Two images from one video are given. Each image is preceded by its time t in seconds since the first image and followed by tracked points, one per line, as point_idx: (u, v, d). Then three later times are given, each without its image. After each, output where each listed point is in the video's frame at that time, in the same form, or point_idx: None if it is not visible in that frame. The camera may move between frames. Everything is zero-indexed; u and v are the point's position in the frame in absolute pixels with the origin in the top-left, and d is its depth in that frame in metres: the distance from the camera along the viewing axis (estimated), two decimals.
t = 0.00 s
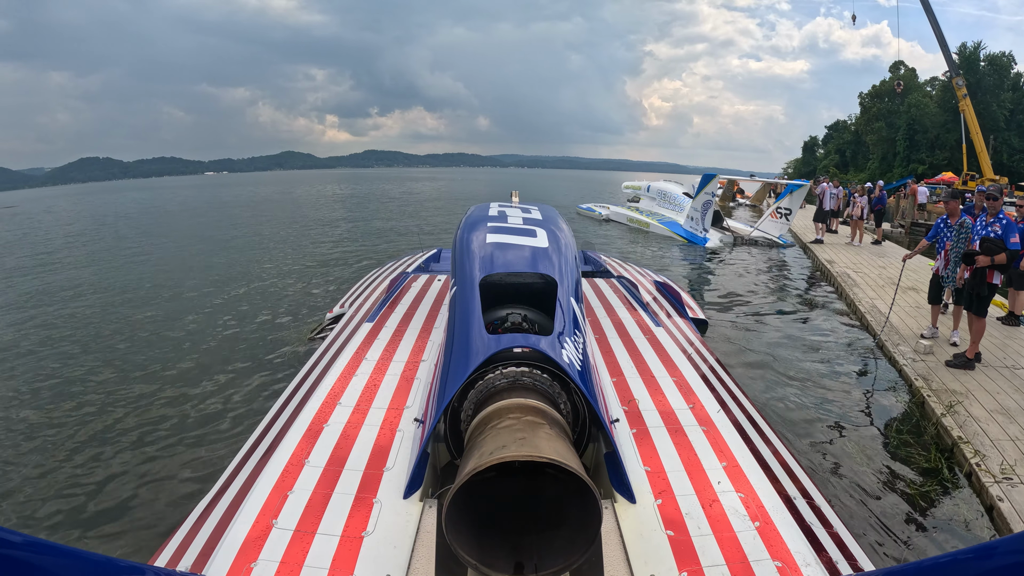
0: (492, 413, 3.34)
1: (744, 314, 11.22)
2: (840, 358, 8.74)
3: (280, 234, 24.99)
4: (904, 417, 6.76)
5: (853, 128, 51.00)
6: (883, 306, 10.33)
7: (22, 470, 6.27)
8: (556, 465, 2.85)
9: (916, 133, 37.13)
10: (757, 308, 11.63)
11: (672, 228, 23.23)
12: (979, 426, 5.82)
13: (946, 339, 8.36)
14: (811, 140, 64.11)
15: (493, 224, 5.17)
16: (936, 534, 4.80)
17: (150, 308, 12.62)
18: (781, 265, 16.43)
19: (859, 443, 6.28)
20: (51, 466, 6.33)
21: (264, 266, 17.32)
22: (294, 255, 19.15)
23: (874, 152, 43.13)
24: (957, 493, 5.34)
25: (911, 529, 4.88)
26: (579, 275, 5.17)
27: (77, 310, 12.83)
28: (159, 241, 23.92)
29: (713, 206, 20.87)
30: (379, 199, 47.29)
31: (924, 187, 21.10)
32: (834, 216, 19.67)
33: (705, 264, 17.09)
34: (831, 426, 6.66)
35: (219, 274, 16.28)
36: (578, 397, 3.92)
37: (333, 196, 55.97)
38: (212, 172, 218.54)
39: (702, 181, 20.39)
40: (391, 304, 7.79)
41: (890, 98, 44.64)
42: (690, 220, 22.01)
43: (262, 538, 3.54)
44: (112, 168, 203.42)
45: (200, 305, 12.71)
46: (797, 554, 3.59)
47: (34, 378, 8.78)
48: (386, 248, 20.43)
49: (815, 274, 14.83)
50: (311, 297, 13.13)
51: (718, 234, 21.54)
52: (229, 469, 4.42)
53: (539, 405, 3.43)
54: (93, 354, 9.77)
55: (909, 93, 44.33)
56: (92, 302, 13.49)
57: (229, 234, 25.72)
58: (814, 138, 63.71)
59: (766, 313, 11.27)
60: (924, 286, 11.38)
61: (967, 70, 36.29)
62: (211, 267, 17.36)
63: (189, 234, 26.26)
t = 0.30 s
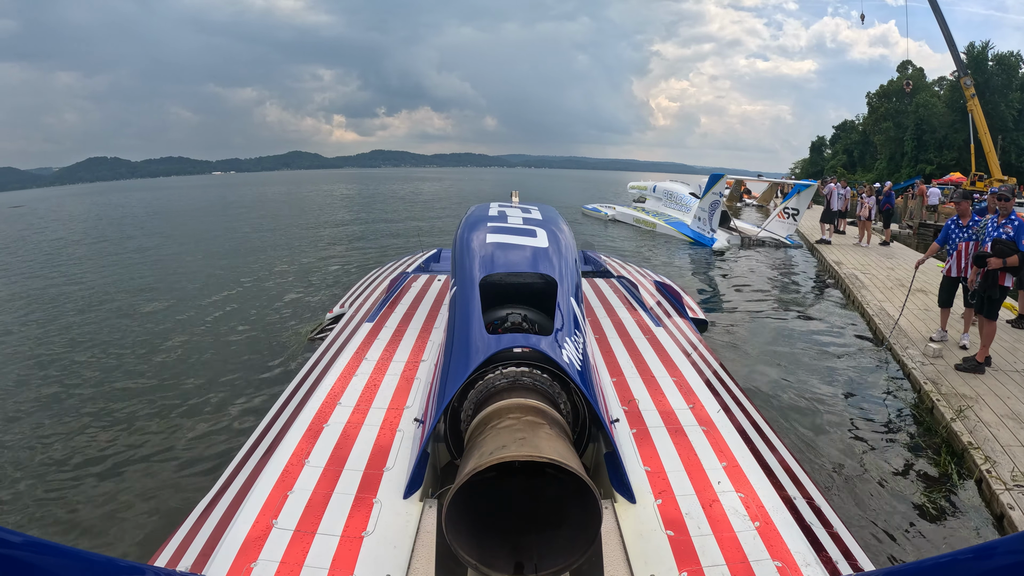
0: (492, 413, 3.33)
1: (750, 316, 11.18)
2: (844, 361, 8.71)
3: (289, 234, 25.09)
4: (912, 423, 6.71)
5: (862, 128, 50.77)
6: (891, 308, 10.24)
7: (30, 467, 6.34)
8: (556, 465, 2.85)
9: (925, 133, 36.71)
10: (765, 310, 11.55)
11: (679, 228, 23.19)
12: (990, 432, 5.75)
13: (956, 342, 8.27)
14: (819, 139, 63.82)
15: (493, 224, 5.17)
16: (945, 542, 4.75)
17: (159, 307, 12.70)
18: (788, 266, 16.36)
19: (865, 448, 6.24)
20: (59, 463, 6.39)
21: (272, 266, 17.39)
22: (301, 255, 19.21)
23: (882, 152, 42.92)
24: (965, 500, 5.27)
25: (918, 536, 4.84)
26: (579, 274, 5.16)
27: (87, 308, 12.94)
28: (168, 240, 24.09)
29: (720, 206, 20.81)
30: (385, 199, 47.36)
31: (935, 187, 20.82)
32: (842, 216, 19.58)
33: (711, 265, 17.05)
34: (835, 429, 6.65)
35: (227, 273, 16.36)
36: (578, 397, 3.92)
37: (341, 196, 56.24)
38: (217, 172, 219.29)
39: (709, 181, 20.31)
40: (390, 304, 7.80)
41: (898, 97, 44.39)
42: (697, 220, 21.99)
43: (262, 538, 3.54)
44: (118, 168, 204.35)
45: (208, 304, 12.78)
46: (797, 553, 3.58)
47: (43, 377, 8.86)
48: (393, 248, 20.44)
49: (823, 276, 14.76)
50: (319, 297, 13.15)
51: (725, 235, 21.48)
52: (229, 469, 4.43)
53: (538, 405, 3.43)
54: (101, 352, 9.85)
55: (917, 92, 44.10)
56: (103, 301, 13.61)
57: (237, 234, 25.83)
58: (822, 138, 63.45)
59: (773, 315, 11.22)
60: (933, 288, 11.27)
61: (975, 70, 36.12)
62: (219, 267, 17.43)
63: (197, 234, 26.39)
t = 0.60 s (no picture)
0: (493, 413, 3.34)
1: (758, 319, 11.11)
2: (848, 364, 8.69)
3: (296, 233, 25.15)
4: (919, 428, 6.67)
5: (870, 129, 50.53)
6: (900, 312, 10.17)
7: (36, 465, 6.38)
8: (556, 465, 2.85)
9: (933, 134, 36.55)
10: (772, 313, 11.49)
11: (687, 229, 23.12)
12: (999, 439, 5.71)
13: (965, 346, 8.21)
14: (827, 140, 63.50)
15: (493, 224, 5.17)
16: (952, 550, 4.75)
17: (165, 306, 12.74)
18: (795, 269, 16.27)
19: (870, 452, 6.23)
20: (65, 461, 6.43)
21: (279, 265, 17.39)
22: (308, 255, 19.24)
23: (890, 153, 42.70)
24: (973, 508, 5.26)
25: (925, 544, 4.83)
26: (579, 274, 5.15)
27: (94, 307, 13.01)
28: (176, 239, 24.21)
29: (728, 207, 20.71)
30: (391, 198, 47.38)
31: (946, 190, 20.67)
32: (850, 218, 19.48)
33: (718, 266, 16.99)
34: (838, 433, 6.63)
35: (235, 272, 16.41)
36: (578, 398, 3.91)
37: (348, 196, 56.40)
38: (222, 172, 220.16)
39: (718, 182, 20.27)
40: (390, 304, 7.80)
41: (907, 98, 44.09)
42: (704, 221, 21.91)
43: (262, 538, 3.55)
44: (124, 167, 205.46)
45: (214, 303, 12.82)
46: (797, 554, 3.57)
47: (50, 375, 8.92)
48: (400, 249, 20.44)
49: (830, 278, 14.67)
50: (325, 297, 13.17)
51: (733, 236, 21.41)
52: (229, 470, 4.44)
53: (538, 405, 3.43)
54: (108, 351, 9.91)
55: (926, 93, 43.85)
56: (110, 299, 13.69)
57: (244, 233, 25.87)
58: (830, 139, 63.13)
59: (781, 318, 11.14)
60: (943, 292, 11.18)
61: (984, 70, 35.93)
62: (226, 266, 17.47)
63: (205, 232, 26.47)
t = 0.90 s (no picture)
0: (492, 413, 3.34)
1: (764, 322, 11.04)
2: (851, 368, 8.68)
3: (303, 232, 25.25)
4: (926, 434, 6.60)
5: (878, 131, 50.25)
6: (908, 315, 10.08)
7: (43, 462, 6.45)
8: (556, 466, 2.85)
9: (941, 136, 36.33)
10: (778, 316, 11.42)
11: (694, 231, 23.05)
12: (1008, 447, 5.60)
13: (975, 351, 8.12)
14: (835, 141, 63.16)
15: (494, 224, 5.17)
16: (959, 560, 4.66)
17: (171, 305, 12.77)
18: (803, 271, 16.18)
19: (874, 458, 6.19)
20: (71, 459, 6.49)
21: (286, 265, 17.40)
22: (315, 254, 19.30)
23: (898, 154, 42.45)
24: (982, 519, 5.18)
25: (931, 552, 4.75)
26: (579, 274, 5.15)
27: (102, 304, 13.12)
28: (184, 237, 24.37)
29: (735, 209, 20.63)
30: (397, 198, 47.38)
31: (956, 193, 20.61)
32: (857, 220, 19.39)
33: (725, 268, 16.90)
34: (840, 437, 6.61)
35: (242, 271, 16.48)
36: (578, 398, 3.91)
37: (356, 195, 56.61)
38: (227, 171, 220.93)
39: (725, 182, 20.07)
40: (390, 304, 7.82)
41: (915, 99, 43.80)
42: (712, 223, 21.84)
43: (262, 538, 3.56)
44: (130, 166, 206.46)
45: (221, 303, 12.90)
46: (797, 553, 3.56)
47: (57, 373, 9.00)
48: (405, 249, 20.41)
49: (838, 281, 14.57)
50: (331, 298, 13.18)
51: (740, 238, 21.33)
52: (229, 470, 4.45)
53: (538, 405, 3.43)
54: (115, 349, 9.99)
55: (934, 95, 43.59)
56: (118, 297, 13.80)
57: (251, 232, 25.93)
58: (838, 140, 62.79)
59: (788, 321, 11.08)
60: (952, 295, 11.09)
61: (992, 72, 35.69)
62: (233, 265, 17.50)
63: (212, 231, 26.55)
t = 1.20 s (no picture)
0: (492, 413, 3.34)
1: (771, 324, 10.98)
2: (854, 370, 8.65)
3: (308, 232, 25.32)
4: (934, 440, 6.54)
5: (885, 131, 50.02)
6: (915, 317, 10.01)
7: (47, 461, 6.48)
8: (556, 466, 2.84)
9: (948, 137, 36.16)
10: (785, 318, 11.36)
11: (700, 231, 22.99)
12: (1018, 456, 5.54)
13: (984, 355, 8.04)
14: (842, 141, 62.87)
15: (494, 224, 5.17)
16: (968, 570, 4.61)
17: (176, 305, 12.80)
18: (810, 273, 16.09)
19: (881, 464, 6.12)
20: (75, 457, 6.52)
21: (291, 265, 17.40)
22: (320, 254, 19.34)
23: (905, 155, 42.24)
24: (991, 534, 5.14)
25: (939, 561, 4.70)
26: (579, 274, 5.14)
27: (108, 304, 13.20)
28: (190, 237, 24.49)
29: (743, 209, 20.56)
30: (401, 198, 47.39)
31: (964, 195, 20.52)
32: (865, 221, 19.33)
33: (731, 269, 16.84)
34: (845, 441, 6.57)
35: (247, 271, 16.53)
36: (578, 397, 3.91)
37: (361, 195, 56.69)
38: (231, 171, 221.53)
39: (733, 183, 20.05)
40: (390, 304, 7.82)
41: (923, 100, 43.58)
42: (718, 223, 21.78)
43: (261, 538, 3.57)
44: (134, 166, 207.30)
45: (225, 302, 12.95)
46: (797, 553, 3.55)
47: (62, 372, 9.04)
48: (411, 249, 20.38)
49: (845, 283, 14.48)
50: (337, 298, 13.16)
51: (747, 239, 21.27)
52: (228, 470, 4.46)
53: (538, 405, 3.43)
54: (119, 348, 10.04)
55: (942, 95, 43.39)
56: (124, 296, 13.88)
57: (257, 232, 25.97)
58: (845, 141, 62.49)
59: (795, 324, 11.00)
60: (960, 297, 11.03)
61: (1000, 72, 35.48)
62: (239, 265, 17.51)
63: (218, 231, 26.60)
